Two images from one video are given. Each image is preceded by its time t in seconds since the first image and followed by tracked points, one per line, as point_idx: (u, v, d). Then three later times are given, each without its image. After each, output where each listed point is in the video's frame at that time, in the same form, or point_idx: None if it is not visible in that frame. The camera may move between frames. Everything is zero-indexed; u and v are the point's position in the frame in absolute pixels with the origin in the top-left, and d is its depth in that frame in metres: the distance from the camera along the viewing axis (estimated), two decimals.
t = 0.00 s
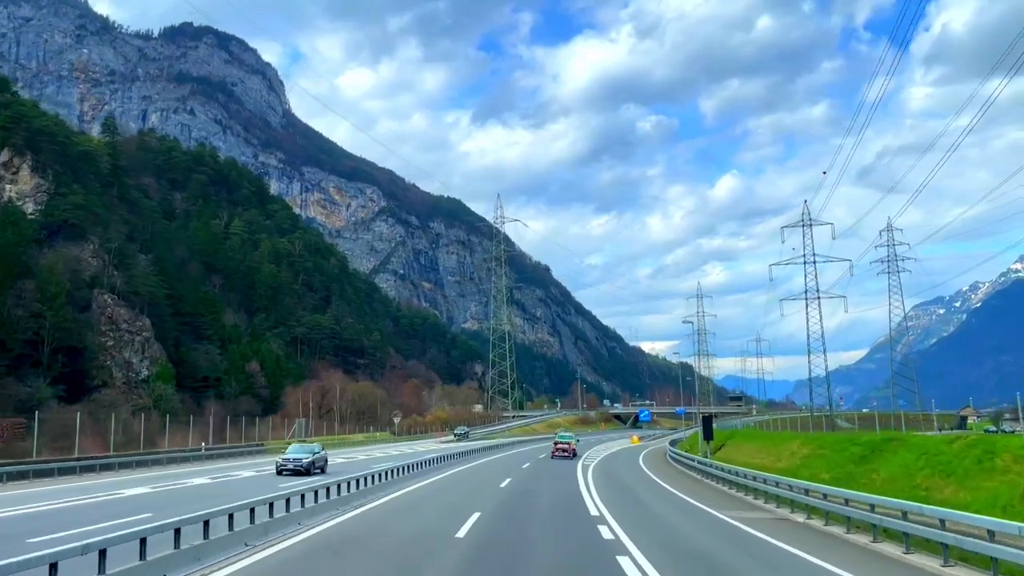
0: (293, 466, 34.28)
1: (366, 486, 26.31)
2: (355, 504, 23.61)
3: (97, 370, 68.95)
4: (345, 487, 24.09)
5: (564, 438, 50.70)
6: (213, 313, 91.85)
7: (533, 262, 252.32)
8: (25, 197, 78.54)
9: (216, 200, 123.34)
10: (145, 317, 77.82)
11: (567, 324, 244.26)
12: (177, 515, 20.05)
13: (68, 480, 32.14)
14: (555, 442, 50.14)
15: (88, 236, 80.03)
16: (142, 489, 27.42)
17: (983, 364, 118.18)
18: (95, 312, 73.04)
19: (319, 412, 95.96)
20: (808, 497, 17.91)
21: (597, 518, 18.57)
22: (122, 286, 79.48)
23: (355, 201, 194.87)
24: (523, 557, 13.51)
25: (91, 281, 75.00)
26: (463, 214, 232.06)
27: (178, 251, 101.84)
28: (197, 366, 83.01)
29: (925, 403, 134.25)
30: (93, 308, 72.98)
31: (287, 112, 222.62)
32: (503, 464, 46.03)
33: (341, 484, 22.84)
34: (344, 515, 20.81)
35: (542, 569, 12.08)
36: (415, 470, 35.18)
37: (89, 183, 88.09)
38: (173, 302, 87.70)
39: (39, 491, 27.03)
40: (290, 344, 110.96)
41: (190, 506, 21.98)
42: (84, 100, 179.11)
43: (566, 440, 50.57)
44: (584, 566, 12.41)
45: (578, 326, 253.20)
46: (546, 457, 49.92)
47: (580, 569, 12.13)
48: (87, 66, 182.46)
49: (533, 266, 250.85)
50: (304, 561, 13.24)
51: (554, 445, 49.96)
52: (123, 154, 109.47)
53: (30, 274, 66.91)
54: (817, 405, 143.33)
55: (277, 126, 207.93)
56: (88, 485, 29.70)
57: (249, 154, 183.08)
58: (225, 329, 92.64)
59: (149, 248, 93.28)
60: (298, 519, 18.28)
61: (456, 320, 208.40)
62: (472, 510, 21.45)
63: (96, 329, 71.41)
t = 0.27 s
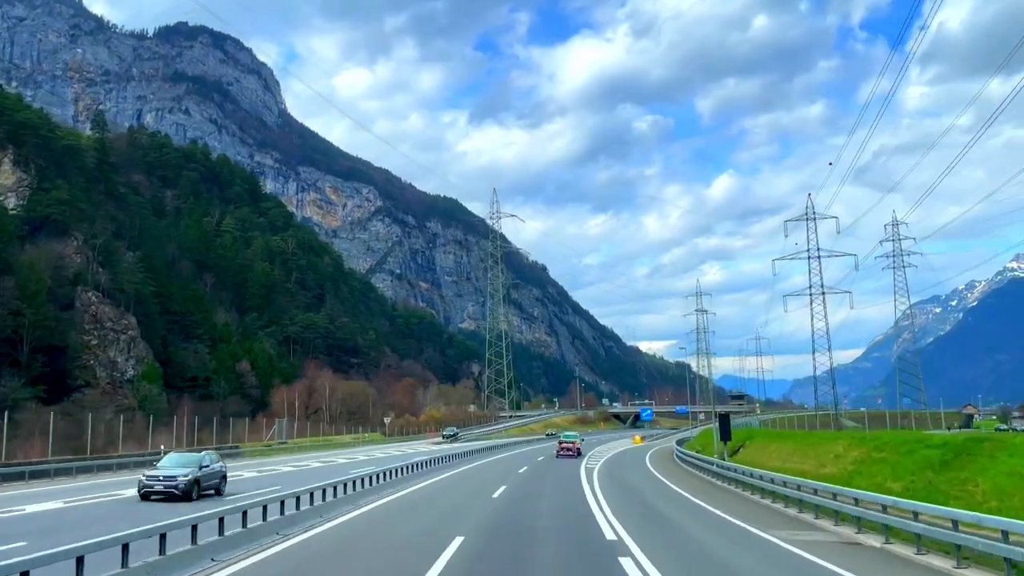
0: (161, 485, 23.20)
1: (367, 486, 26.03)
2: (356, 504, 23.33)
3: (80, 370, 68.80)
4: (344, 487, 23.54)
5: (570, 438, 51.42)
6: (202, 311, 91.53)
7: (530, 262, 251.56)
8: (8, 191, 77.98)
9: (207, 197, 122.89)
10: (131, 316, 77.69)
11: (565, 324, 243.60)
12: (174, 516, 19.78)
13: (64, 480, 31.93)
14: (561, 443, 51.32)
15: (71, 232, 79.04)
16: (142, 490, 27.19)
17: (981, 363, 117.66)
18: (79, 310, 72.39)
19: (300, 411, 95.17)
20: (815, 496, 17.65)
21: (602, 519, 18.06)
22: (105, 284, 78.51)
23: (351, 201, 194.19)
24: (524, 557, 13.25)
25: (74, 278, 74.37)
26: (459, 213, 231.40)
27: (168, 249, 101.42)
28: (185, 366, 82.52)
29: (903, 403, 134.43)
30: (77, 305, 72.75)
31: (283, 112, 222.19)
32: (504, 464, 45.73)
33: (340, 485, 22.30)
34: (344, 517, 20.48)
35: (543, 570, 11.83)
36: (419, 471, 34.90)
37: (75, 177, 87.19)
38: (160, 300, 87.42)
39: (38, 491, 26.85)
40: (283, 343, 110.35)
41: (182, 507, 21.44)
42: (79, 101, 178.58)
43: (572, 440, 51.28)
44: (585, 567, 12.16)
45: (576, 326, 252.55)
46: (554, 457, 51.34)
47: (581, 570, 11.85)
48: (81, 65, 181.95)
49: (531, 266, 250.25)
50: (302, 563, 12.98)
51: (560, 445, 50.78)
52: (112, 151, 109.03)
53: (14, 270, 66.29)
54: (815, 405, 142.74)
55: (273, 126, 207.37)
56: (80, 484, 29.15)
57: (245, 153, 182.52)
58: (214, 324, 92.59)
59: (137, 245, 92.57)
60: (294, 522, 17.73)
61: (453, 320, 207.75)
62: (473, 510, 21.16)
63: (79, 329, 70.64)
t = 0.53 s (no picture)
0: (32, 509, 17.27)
1: (370, 486, 25.70)
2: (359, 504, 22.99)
3: (61, 370, 67.49)
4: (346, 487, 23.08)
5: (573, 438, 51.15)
6: (190, 310, 91.02)
7: (526, 261, 251.05)
8: None
9: (197, 194, 122.52)
10: (116, 315, 76.69)
11: (561, 323, 243.24)
12: (173, 516, 19.47)
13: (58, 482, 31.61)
14: (565, 442, 51.21)
15: (52, 228, 77.94)
16: (141, 492, 26.90)
17: (977, 361, 117.59)
18: (60, 308, 71.61)
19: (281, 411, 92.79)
20: (824, 495, 17.35)
21: (605, 520, 17.72)
22: (89, 281, 77.51)
23: (346, 200, 193.54)
24: (526, 558, 12.96)
25: (55, 274, 73.39)
26: (455, 212, 230.76)
27: (156, 246, 101.05)
28: (172, 366, 81.35)
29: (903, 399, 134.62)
30: (58, 303, 71.83)
31: (277, 112, 221.41)
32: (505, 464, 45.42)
33: (343, 485, 21.86)
34: (347, 516, 20.15)
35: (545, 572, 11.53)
36: (422, 471, 34.56)
37: (55, 172, 85.74)
38: (147, 298, 86.35)
39: (36, 494, 26.59)
40: (274, 342, 109.54)
41: (179, 508, 21.02)
42: (72, 100, 177.58)
43: (575, 440, 51.01)
44: (588, 568, 11.88)
45: (572, 325, 252.16)
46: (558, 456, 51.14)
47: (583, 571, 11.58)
48: (74, 65, 180.96)
49: (527, 266, 249.81)
50: (303, 564, 12.69)
51: (564, 443, 50.70)
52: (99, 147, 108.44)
53: None
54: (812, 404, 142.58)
55: (268, 125, 206.68)
56: (72, 488, 28.63)
57: (239, 153, 181.71)
58: (203, 323, 92.34)
59: (123, 242, 91.63)
60: (296, 523, 17.29)
61: (450, 320, 207.22)
62: (477, 510, 20.83)
63: (59, 328, 69.49)
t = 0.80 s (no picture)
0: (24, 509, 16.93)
1: (368, 487, 25.32)
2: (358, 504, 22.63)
3: (40, 370, 66.04)
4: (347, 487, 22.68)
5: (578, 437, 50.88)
6: (176, 308, 90.24)
7: (523, 261, 250.60)
8: None
9: (187, 190, 122.01)
10: (98, 313, 75.78)
11: (557, 323, 242.89)
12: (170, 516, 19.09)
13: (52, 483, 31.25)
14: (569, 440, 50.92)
15: (32, 222, 76.36)
16: (138, 493, 26.56)
17: (973, 361, 117.51)
18: (40, 305, 69.96)
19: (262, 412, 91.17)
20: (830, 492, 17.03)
21: (610, 520, 17.36)
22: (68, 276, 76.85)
23: (341, 200, 193.02)
24: (527, 557, 12.61)
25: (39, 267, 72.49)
26: (451, 212, 230.26)
27: (143, 244, 100.29)
28: (157, 366, 81.55)
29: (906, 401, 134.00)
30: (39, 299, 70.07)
31: (272, 111, 220.76)
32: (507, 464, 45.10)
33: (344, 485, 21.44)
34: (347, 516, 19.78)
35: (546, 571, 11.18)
36: (424, 473, 34.17)
37: (42, 169, 84.84)
38: (130, 296, 85.10)
39: (29, 495, 26.26)
40: (265, 341, 108.56)
41: (176, 509, 20.67)
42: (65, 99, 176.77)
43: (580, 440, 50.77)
44: (590, 567, 11.54)
45: (568, 325, 251.84)
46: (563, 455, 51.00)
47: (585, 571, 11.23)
48: (67, 64, 180.13)
49: (523, 266, 249.42)
50: (303, 563, 12.32)
51: (569, 442, 50.29)
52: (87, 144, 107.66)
53: None
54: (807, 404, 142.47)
55: (262, 125, 206.06)
56: (68, 489, 28.31)
57: (233, 153, 180.97)
58: (190, 321, 91.78)
59: (110, 239, 90.92)
60: (297, 523, 16.91)
61: (445, 320, 206.79)
62: (477, 510, 20.45)
63: (38, 326, 68.61)
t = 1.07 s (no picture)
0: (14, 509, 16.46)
1: (369, 486, 24.86)
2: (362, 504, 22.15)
3: (17, 369, 64.56)
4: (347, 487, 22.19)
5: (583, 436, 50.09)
6: (162, 306, 89.40)
7: (518, 261, 250.00)
8: None
9: (176, 186, 121.44)
10: (78, 310, 75.09)
11: (553, 323, 242.32)
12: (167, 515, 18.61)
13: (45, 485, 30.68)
14: (576, 439, 50.19)
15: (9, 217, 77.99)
16: (134, 493, 26.06)
17: (969, 360, 117.25)
18: (18, 302, 70.21)
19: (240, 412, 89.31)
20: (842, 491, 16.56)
21: (617, 520, 16.90)
22: (48, 273, 76.43)
23: (335, 199, 192.24)
24: (531, 558, 12.12)
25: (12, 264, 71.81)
26: (446, 212, 229.50)
27: (129, 241, 99.59)
28: (142, 365, 81.00)
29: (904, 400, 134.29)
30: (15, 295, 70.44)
31: (266, 111, 219.84)
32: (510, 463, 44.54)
33: (345, 484, 20.92)
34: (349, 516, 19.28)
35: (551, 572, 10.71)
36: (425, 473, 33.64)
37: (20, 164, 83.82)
38: (114, 293, 84.59)
39: (22, 495, 25.77)
40: (254, 339, 107.36)
41: (172, 509, 20.19)
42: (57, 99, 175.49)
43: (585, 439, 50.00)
44: (597, 567, 11.07)
45: (564, 325, 251.30)
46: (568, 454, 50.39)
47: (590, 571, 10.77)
48: (60, 63, 178.95)
49: (519, 266, 248.80)
50: (305, 563, 11.85)
51: (575, 441, 49.46)
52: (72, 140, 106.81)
53: None
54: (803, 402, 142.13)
55: (256, 124, 205.22)
56: (63, 489, 27.87)
57: (226, 152, 179.96)
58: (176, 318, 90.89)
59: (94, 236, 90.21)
60: (296, 523, 16.42)
61: (440, 320, 206.10)
62: (478, 510, 19.96)
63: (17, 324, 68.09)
